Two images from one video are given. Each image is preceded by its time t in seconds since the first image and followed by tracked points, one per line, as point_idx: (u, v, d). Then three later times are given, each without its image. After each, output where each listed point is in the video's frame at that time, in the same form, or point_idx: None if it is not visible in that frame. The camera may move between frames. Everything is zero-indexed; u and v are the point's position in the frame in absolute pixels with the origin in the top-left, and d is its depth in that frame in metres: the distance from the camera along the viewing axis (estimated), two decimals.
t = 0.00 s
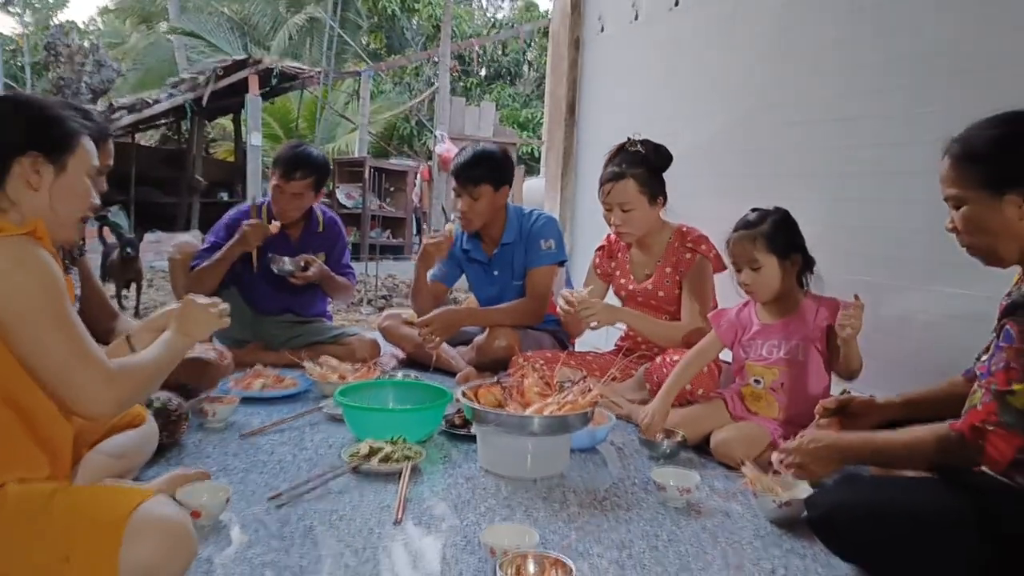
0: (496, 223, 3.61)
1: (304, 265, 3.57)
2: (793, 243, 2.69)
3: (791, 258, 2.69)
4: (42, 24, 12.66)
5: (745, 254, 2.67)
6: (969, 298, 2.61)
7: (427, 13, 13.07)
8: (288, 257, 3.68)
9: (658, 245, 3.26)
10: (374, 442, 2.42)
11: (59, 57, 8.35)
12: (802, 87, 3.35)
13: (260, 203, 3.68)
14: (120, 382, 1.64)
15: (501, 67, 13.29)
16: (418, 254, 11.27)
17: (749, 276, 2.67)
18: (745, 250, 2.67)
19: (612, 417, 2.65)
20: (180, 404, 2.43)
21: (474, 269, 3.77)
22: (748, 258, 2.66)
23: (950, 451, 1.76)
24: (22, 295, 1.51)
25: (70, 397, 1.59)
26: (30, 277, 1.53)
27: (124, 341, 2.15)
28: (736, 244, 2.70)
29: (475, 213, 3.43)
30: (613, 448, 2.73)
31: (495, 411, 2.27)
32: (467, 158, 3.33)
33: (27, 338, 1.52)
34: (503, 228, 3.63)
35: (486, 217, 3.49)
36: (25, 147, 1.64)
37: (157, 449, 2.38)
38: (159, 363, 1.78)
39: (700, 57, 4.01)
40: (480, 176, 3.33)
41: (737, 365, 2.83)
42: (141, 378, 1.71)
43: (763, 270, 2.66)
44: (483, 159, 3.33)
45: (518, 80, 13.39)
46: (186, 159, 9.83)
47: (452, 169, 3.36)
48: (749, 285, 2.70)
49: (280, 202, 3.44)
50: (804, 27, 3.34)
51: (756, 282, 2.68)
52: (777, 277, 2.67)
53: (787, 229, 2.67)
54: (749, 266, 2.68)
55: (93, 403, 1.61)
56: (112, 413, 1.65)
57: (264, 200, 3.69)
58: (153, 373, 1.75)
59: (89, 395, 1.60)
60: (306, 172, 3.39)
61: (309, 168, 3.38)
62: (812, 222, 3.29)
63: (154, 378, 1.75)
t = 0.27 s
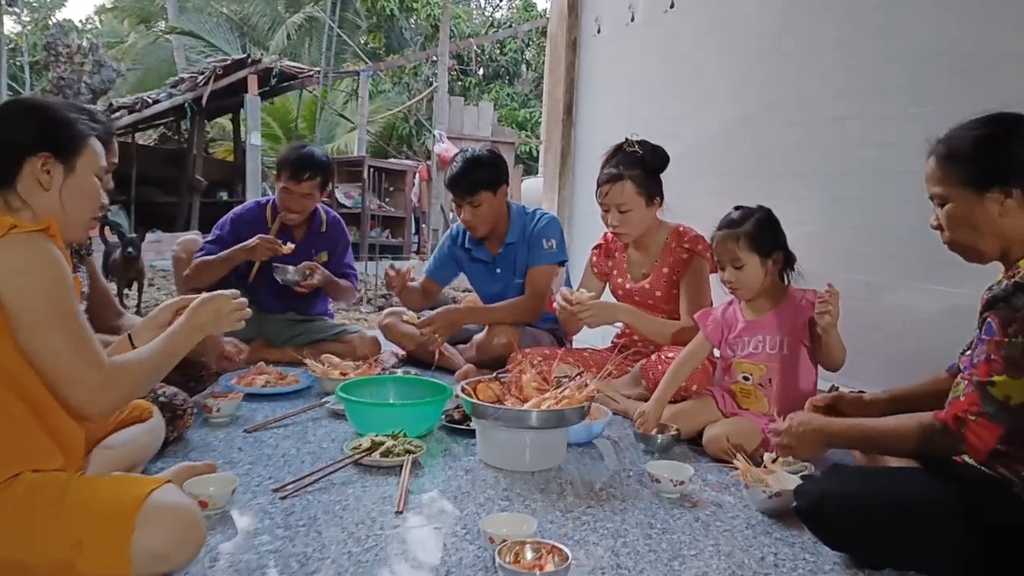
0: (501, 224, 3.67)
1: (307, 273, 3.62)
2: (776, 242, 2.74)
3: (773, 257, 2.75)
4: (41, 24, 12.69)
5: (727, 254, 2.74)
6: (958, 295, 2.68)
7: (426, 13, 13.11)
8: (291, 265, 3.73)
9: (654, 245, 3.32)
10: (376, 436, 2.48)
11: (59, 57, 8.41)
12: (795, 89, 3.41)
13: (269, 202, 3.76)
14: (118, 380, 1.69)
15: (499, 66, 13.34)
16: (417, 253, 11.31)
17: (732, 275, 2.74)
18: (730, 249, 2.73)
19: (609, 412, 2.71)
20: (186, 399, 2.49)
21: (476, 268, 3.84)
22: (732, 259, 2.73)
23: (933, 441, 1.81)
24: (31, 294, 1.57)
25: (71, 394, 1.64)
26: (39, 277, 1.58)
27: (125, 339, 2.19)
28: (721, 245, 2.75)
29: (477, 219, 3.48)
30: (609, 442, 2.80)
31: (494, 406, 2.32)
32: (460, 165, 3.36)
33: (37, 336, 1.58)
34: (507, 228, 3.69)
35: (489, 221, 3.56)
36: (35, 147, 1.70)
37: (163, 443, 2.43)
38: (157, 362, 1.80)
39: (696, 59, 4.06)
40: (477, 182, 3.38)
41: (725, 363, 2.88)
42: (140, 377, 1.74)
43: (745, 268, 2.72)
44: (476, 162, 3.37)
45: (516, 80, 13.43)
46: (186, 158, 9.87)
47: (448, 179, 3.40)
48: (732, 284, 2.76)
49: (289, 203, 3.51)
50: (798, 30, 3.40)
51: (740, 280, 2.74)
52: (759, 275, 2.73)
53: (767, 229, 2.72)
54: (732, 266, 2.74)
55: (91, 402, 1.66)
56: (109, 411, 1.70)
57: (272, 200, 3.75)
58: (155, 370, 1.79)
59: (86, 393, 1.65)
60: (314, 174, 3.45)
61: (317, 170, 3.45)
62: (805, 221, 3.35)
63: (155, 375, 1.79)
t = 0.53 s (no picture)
0: (502, 223, 3.72)
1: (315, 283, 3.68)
2: (770, 243, 2.78)
3: (769, 258, 2.79)
4: (45, 24, 12.74)
5: (725, 256, 2.78)
6: (951, 293, 2.73)
7: (427, 13, 13.16)
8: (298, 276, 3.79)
9: (654, 244, 3.37)
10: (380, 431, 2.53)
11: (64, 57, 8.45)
12: (792, 90, 3.45)
13: (277, 202, 3.83)
14: (122, 375, 1.74)
15: (501, 66, 13.39)
16: (420, 252, 11.36)
17: (730, 277, 2.78)
18: (728, 251, 2.77)
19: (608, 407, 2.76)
20: (194, 395, 2.55)
21: (479, 267, 3.89)
22: (729, 262, 2.78)
23: (925, 432, 1.85)
24: (41, 291, 1.62)
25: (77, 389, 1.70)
26: (48, 275, 1.64)
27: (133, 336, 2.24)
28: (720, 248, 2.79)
29: (478, 220, 3.53)
30: (608, 437, 2.85)
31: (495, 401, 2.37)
32: (459, 168, 3.40)
33: (44, 331, 1.64)
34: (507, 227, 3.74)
35: (489, 222, 3.61)
36: (46, 148, 1.75)
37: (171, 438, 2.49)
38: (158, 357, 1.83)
39: (695, 60, 4.11)
40: (475, 185, 3.43)
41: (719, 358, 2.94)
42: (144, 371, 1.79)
43: (743, 271, 2.77)
44: (474, 164, 3.42)
45: (518, 80, 13.48)
46: (189, 158, 9.93)
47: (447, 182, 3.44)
48: (729, 286, 2.81)
49: (299, 207, 3.56)
50: (794, 32, 3.45)
51: (739, 281, 2.78)
52: (756, 277, 2.78)
53: (762, 230, 2.77)
54: (729, 268, 2.79)
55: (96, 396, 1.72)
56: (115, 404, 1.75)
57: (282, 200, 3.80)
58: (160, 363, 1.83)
59: (92, 387, 1.70)
60: (325, 180, 3.49)
61: (327, 173, 3.49)
62: (802, 221, 3.39)
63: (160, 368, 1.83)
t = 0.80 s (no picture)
0: (493, 221, 3.78)
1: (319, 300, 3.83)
2: (768, 243, 2.85)
3: (768, 257, 2.86)
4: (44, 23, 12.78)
5: (723, 255, 2.85)
6: (936, 290, 2.79)
7: (426, 12, 13.21)
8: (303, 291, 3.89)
9: (649, 242, 3.43)
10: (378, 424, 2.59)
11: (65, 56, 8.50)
12: (783, 91, 3.52)
13: (285, 202, 3.88)
14: (125, 371, 1.79)
15: (499, 66, 13.44)
16: (419, 251, 11.41)
17: (728, 274, 2.84)
18: (726, 250, 2.84)
19: (601, 401, 2.83)
20: (198, 390, 2.61)
21: (477, 266, 3.96)
22: (727, 259, 2.84)
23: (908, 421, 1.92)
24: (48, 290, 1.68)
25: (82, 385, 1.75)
26: (55, 274, 1.69)
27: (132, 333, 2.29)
28: (717, 246, 2.86)
29: (470, 218, 3.60)
30: (602, 431, 2.91)
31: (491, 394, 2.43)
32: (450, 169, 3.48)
33: (50, 330, 1.69)
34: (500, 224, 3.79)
35: (480, 220, 3.66)
36: (50, 148, 1.81)
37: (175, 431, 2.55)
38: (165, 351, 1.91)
39: (689, 61, 4.18)
40: (466, 186, 3.49)
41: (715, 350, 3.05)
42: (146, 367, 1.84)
43: (740, 269, 2.83)
44: (464, 166, 3.49)
45: (516, 79, 13.52)
46: (189, 158, 9.98)
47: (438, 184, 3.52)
48: (727, 283, 2.86)
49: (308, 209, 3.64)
50: (785, 34, 3.51)
51: (736, 279, 2.84)
52: (753, 275, 2.84)
53: (762, 230, 2.84)
54: (728, 266, 2.85)
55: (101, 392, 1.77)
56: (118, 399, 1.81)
57: (290, 201, 3.86)
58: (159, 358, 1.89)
59: (97, 383, 1.76)
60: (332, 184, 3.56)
61: (337, 178, 3.56)
62: (793, 219, 3.46)
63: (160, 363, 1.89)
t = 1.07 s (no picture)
0: (498, 220, 3.83)
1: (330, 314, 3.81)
2: (776, 242, 2.89)
3: (776, 254, 2.90)
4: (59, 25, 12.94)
5: (730, 251, 2.89)
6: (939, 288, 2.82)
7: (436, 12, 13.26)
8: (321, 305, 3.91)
9: (655, 240, 3.46)
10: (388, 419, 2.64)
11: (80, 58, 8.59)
12: (788, 90, 3.55)
13: (308, 206, 3.93)
14: (147, 361, 1.86)
15: (509, 65, 13.47)
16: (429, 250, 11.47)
17: (733, 269, 2.88)
18: (731, 246, 2.88)
19: (607, 397, 2.87)
20: (213, 386, 2.68)
21: (485, 265, 4.02)
22: (733, 254, 2.88)
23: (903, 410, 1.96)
24: (73, 287, 1.74)
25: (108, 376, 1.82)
26: (79, 271, 1.75)
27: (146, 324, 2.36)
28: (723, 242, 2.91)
29: (477, 217, 3.65)
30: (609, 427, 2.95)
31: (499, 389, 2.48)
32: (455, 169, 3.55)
33: (74, 327, 1.75)
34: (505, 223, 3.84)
35: (486, 218, 3.71)
36: (71, 150, 1.87)
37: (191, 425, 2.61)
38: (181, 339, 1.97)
39: (695, 61, 4.21)
40: (469, 186, 3.55)
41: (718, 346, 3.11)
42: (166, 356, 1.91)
43: (747, 264, 2.87)
44: (469, 166, 3.54)
45: (526, 79, 13.56)
46: (202, 158, 10.09)
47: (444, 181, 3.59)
48: (733, 278, 2.90)
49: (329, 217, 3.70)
50: (790, 35, 3.54)
51: (740, 274, 2.88)
52: (759, 272, 2.87)
53: (771, 228, 2.87)
54: (734, 261, 2.89)
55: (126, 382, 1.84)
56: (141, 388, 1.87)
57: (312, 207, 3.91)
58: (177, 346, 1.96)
59: (122, 374, 1.82)
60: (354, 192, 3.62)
61: (360, 187, 3.63)
62: (798, 218, 3.49)
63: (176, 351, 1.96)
